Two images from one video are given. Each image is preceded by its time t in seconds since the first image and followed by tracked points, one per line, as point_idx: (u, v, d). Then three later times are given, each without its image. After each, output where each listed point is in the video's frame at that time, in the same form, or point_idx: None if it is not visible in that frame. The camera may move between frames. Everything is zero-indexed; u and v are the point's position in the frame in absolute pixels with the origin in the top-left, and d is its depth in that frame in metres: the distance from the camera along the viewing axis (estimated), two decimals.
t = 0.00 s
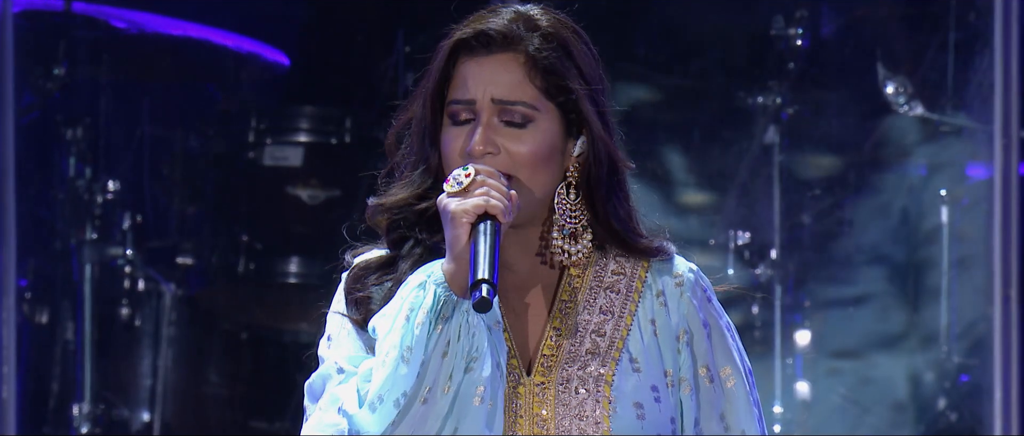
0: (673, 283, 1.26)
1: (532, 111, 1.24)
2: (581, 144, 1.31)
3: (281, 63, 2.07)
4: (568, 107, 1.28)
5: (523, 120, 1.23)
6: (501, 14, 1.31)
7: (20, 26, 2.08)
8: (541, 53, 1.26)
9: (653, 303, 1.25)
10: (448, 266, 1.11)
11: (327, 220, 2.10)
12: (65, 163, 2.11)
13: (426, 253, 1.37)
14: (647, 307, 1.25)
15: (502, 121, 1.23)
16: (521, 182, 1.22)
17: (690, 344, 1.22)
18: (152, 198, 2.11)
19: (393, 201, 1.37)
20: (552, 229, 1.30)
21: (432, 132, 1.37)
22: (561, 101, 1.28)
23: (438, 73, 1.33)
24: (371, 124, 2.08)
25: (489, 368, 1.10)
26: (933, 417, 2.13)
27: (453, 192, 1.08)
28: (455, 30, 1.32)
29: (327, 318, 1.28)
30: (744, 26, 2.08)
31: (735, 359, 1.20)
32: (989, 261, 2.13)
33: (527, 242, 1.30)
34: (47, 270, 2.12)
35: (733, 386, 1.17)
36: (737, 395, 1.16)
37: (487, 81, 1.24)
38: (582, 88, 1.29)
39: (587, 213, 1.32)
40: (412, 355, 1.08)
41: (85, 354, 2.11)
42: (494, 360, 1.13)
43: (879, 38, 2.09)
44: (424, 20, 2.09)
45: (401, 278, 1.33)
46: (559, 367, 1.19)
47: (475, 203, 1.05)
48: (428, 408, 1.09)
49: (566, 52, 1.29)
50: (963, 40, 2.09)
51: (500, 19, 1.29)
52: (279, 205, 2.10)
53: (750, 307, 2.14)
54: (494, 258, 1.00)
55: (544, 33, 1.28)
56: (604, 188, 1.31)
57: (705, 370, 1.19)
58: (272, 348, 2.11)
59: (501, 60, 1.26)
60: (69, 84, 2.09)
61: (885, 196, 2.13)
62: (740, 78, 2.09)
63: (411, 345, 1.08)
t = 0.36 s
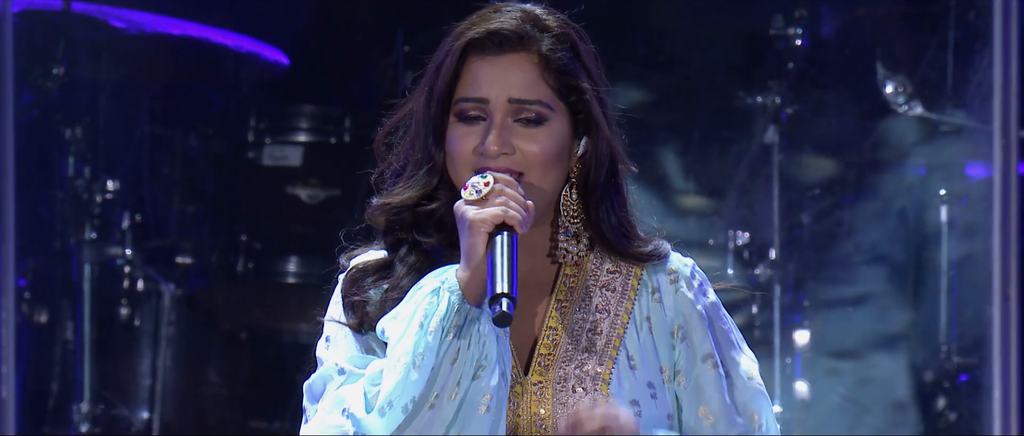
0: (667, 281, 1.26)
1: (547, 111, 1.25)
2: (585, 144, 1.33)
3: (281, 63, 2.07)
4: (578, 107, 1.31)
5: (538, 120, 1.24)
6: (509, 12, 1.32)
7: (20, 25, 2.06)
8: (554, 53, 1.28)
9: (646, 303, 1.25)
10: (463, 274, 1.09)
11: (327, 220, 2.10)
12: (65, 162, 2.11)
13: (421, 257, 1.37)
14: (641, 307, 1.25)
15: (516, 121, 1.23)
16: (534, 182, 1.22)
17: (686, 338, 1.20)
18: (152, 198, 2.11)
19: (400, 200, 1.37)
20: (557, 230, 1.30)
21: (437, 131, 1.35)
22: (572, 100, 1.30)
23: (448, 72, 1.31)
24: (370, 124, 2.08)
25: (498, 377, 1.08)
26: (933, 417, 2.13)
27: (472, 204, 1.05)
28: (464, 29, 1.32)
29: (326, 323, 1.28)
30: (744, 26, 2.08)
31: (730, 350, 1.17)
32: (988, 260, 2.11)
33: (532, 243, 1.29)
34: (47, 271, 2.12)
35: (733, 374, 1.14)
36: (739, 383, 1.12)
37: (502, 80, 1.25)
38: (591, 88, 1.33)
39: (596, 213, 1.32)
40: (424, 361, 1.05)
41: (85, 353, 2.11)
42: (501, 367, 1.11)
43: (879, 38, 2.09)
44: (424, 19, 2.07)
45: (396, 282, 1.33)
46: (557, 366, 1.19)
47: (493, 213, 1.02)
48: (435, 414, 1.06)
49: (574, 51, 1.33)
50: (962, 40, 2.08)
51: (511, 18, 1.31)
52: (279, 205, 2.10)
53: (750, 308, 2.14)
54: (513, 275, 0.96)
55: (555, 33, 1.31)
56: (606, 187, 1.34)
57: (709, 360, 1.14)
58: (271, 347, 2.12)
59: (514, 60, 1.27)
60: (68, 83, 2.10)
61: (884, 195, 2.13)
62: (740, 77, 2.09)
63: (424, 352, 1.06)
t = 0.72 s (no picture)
0: (663, 277, 1.33)
1: (564, 111, 1.29)
2: (594, 143, 1.38)
3: (281, 63, 2.06)
4: (591, 107, 1.36)
5: (556, 120, 1.28)
6: (522, 12, 1.35)
7: (20, 26, 2.03)
8: (570, 53, 1.32)
9: (641, 296, 1.31)
10: (482, 274, 1.09)
11: (327, 220, 2.11)
12: (64, 163, 2.10)
13: (426, 256, 1.35)
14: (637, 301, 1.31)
15: (534, 120, 1.27)
16: (551, 181, 1.25)
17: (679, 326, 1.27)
18: (152, 198, 2.12)
19: (413, 201, 1.39)
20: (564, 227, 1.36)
21: (450, 130, 1.36)
22: (587, 100, 1.35)
23: (465, 71, 1.32)
24: (370, 125, 2.09)
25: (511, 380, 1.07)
26: (933, 417, 2.13)
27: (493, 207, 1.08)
28: (479, 28, 1.33)
29: (326, 319, 1.26)
30: (744, 26, 2.08)
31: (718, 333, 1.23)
32: (988, 261, 2.10)
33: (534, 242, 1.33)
34: (48, 271, 2.11)
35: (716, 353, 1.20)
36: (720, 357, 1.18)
37: (520, 80, 1.28)
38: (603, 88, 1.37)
39: (603, 210, 1.38)
40: (443, 361, 1.04)
41: (85, 354, 2.11)
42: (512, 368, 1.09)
43: (878, 38, 2.09)
44: (423, 19, 2.07)
45: (399, 281, 1.31)
46: (554, 364, 1.18)
47: (517, 214, 1.05)
48: (445, 412, 1.07)
49: (586, 51, 1.37)
50: (962, 41, 2.08)
51: (526, 18, 1.33)
52: (279, 205, 2.11)
53: (750, 307, 2.13)
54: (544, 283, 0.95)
55: (569, 33, 1.34)
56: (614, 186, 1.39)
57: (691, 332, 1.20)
58: (270, 347, 2.12)
59: (532, 60, 1.30)
60: (68, 84, 2.09)
61: (883, 196, 2.14)
62: (740, 78, 2.09)
63: (443, 352, 1.04)
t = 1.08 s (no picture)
0: (654, 271, 1.34)
1: (564, 109, 1.29)
2: (590, 142, 1.40)
3: (280, 63, 2.05)
4: (589, 106, 1.37)
5: (555, 118, 1.28)
6: (521, 11, 1.35)
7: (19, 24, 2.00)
8: (569, 52, 1.33)
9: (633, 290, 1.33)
10: (471, 266, 1.09)
11: (327, 220, 2.10)
12: (64, 163, 2.09)
13: (419, 252, 1.36)
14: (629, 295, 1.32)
15: (534, 119, 1.27)
16: (551, 179, 1.26)
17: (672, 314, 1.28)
18: (151, 198, 2.12)
19: (411, 199, 1.38)
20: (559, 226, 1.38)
21: (449, 128, 1.36)
22: (586, 99, 1.37)
23: (465, 71, 1.32)
24: (370, 124, 2.09)
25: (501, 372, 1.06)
26: (932, 416, 2.13)
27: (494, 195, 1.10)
28: (478, 27, 1.33)
29: (322, 314, 1.27)
30: (744, 26, 2.08)
31: (709, 323, 1.25)
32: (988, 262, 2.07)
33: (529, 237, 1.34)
34: (46, 271, 2.08)
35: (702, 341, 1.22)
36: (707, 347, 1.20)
37: (520, 79, 1.29)
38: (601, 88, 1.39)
39: (598, 207, 1.39)
40: (428, 351, 1.04)
41: (85, 353, 2.11)
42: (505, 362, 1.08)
43: (879, 38, 2.09)
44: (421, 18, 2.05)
45: (390, 276, 1.31)
46: (546, 360, 1.19)
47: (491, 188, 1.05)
48: (434, 404, 1.06)
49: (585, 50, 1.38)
50: (962, 40, 2.05)
51: (525, 17, 1.33)
52: (279, 205, 2.10)
53: (749, 306, 2.13)
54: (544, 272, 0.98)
55: (568, 32, 1.35)
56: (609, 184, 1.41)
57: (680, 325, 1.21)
58: (271, 346, 2.13)
59: (531, 59, 1.31)
60: (68, 83, 2.07)
61: (883, 195, 2.14)
62: (738, 78, 2.10)
63: (428, 342, 1.05)
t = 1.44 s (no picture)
0: (655, 268, 1.35)
1: (573, 107, 1.31)
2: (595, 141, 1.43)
3: (280, 62, 2.05)
4: (596, 104, 1.40)
5: (566, 116, 1.30)
6: (531, 8, 1.36)
7: (18, 23, 1.98)
8: (579, 50, 1.35)
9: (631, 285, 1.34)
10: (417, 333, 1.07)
11: (327, 219, 2.10)
12: (64, 162, 2.08)
13: (411, 259, 1.36)
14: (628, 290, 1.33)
15: (545, 117, 1.29)
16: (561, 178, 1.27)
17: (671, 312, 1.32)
18: (151, 198, 2.12)
19: (426, 197, 1.38)
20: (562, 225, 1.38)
21: (459, 126, 1.36)
22: (594, 97, 1.39)
23: (477, 68, 1.33)
24: (370, 123, 2.09)
25: None
26: (932, 416, 2.14)
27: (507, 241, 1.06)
28: (488, 24, 1.34)
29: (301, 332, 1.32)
30: (744, 25, 2.08)
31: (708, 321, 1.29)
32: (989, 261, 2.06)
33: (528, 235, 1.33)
34: (46, 270, 2.07)
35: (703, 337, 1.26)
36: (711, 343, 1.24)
37: (533, 77, 1.30)
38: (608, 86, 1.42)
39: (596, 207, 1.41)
40: (367, 426, 1.05)
41: (85, 353, 2.11)
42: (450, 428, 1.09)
43: (878, 38, 2.10)
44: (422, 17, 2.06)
45: (378, 290, 1.32)
46: (545, 355, 1.21)
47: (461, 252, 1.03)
48: None
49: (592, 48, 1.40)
50: (961, 40, 2.05)
51: (536, 14, 1.34)
52: (279, 204, 2.11)
53: (749, 305, 2.13)
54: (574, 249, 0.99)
55: (576, 30, 1.37)
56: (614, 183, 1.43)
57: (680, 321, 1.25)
58: (273, 345, 2.13)
59: (542, 56, 1.33)
60: (68, 83, 2.07)
61: (883, 194, 2.14)
62: (739, 78, 2.10)
63: (368, 417, 1.05)
